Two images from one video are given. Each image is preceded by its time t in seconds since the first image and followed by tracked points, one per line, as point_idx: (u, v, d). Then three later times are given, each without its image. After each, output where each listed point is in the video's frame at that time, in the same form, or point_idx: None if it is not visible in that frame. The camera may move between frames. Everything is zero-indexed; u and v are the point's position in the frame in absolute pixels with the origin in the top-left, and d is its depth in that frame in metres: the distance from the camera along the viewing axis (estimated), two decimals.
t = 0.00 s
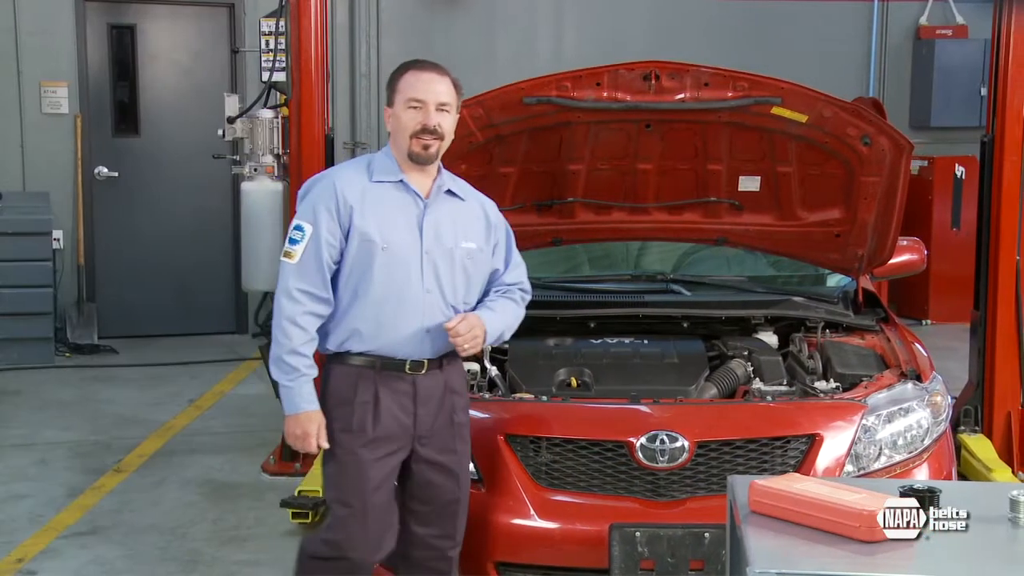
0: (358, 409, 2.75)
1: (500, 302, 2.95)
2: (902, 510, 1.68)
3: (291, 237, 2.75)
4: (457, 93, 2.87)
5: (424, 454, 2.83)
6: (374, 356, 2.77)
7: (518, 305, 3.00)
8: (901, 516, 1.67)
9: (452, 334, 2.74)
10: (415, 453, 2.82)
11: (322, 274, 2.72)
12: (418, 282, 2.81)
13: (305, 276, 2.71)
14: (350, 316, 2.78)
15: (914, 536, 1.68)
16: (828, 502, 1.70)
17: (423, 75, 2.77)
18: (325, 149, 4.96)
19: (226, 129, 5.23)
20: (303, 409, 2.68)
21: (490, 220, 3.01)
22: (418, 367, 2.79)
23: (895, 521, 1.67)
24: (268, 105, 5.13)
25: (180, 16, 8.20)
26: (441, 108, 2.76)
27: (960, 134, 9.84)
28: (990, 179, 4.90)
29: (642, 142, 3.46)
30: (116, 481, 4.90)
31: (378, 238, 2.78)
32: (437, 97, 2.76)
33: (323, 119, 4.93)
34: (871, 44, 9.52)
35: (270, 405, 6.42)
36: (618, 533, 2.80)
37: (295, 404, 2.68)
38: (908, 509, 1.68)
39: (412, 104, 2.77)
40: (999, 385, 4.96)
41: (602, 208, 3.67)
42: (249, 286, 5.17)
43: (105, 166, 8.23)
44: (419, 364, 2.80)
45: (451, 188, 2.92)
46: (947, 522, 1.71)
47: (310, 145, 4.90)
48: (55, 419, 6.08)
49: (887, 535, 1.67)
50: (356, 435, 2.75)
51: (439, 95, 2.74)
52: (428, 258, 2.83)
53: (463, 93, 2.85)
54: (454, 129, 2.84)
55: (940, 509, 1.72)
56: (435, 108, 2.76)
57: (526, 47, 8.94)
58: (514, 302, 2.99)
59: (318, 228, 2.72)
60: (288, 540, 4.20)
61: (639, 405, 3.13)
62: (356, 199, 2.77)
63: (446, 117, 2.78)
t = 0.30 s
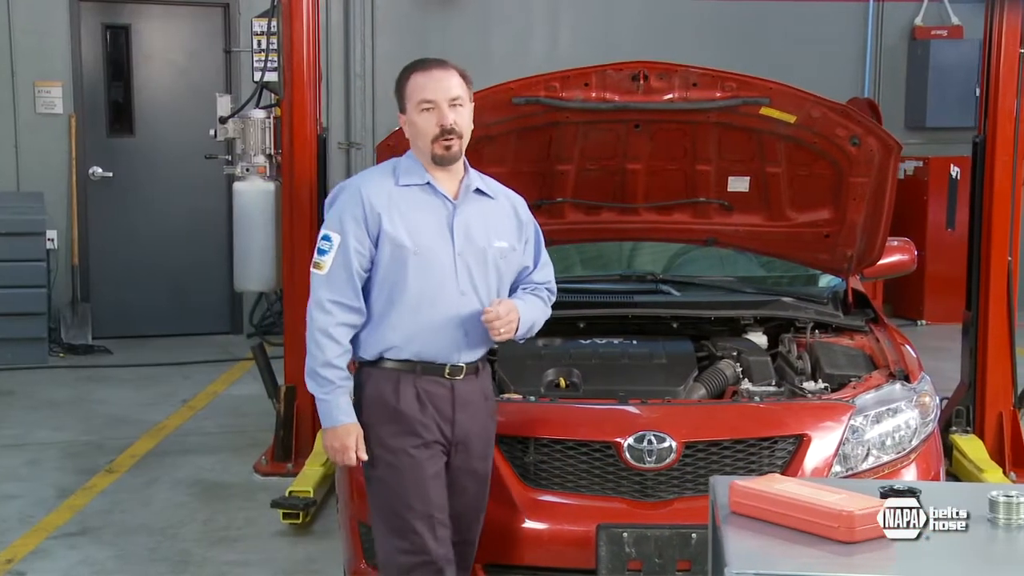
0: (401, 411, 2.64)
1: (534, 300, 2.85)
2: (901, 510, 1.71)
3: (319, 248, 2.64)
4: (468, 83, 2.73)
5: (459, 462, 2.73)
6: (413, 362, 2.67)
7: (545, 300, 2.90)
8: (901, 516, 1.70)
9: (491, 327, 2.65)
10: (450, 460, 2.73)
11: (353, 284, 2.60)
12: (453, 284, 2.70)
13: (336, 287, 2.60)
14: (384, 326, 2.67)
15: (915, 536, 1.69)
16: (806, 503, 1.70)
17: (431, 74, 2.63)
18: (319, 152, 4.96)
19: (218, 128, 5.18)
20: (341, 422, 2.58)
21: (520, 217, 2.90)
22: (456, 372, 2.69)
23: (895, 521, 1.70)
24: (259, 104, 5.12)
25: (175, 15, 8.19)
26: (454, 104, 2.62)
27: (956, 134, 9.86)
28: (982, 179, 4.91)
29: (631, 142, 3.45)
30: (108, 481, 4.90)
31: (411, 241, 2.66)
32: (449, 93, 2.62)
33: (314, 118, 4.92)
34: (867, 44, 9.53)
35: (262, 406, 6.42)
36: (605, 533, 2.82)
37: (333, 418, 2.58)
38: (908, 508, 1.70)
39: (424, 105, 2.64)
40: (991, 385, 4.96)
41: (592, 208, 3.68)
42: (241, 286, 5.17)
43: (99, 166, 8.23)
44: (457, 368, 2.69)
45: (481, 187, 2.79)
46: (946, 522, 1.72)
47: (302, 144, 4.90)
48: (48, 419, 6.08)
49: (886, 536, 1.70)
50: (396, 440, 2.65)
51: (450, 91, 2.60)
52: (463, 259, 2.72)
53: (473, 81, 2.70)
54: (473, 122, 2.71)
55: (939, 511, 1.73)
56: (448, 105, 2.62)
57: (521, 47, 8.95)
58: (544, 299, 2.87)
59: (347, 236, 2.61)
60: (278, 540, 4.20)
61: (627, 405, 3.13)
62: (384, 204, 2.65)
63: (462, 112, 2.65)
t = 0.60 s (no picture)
0: (449, 433, 2.52)
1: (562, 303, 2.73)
2: (897, 514, 1.73)
3: (349, 269, 2.47)
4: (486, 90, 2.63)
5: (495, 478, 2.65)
6: (456, 380, 2.55)
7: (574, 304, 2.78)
8: (901, 516, 1.72)
9: (534, 332, 2.55)
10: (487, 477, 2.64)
11: (390, 306, 2.45)
12: (490, 299, 2.57)
13: (372, 310, 2.44)
14: (418, 347, 2.52)
15: (914, 537, 1.70)
16: (781, 502, 1.70)
17: (449, 79, 2.53)
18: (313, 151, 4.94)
19: (208, 130, 5.14)
20: (365, 453, 2.44)
21: (542, 224, 2.79)
22: (496, 388, 2.58)
23: (895, 521, 1.72)
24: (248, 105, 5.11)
25: (170, 14, 8.18)
26: (474, 109, 2.52)
27: (950, 135, 9.86)
28: (973, 179, 4.90)
29: (619, 142, 3.45)
30: (98, 481, 4.90)
31: (449, 258, 2.51)
32: (468, 98, 2.51)
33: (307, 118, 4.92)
34: (863, 44, 9.53)
35: (255, 406, 6.41)
36: (591, 533, 2.82)
37: (361, 447, 2.43)
38: (908, 508, 1.72)
39: (443, 112, 2.53)
40: (982, 386, 4.96)
41: (580, 209, 3.67)
42: (233, 286, 5.18)
43: (93, 166, 8.22)
44: (498, 383, 2.59)
45: (507, 196, 2.66)
46: (947, 522, 1.72)
47: (293, 143, 4.89)
48: (40, 418, 6.08)
49: (885, 535, 1.72)
50: (442, 463, 2.53)
51: (470, 95, 2.49)
52: (498, 273, 2.59)
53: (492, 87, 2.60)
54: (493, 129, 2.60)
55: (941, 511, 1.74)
56: (468, 110, 2.51)
57: (516, 47, 8.94)
58: (569, 301, 2.75)
59: (383, 256, 2.45)
60: (268, 540, 4.19)
61: (614, 405, 3.12)
62: (417, 221, 2.49)
63: (481, 117, 2.54)
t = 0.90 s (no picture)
0: (484, 441, 2.39)
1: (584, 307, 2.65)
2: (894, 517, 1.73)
3: (392, 276, 2.31)
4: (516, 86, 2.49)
5: (538, 485, 2.49)
6: (494, 384, 2.42)
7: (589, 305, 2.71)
8: (901, 516, 1.72)
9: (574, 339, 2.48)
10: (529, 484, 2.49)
11: (441, 311, 2.30)
12: (529, 298, 2.45)
13: (424, 318, 2.28)
14: (462, 354, 2.40)
15: (914, 536, 1.70)
16: (753, 502, 1.70)
17: (480, 74, 2.38)
18: (301, 150, 4.97)
19: (199, 128, 5.11)
20: (449, 464, 2.27)
21: (563, 219, 2.68)
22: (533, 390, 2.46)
23: (895, 521, 1.72)
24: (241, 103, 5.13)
25: (165, 13, 8.17)
26: (505, 107, 2.37)
27: (944, 134, 9.86)
28: (963, 179, 4.90)
29: (605, 141, 3.45)
30: (87, 481, 4.89)
31: (490, 258, 2.39)
32: (499, 95, 2.37)
33: (295, 118, 4.92)
34: (857, 44, 9.54)
35: (246, 405, 6.40)
36: (575, 534, 2.87)
37: (441, 459, 2.27)
38: (908, 508, 1.72)
39: (471, 108, 2.38)
40: (971, 386, 4.96)
41: (566, 208, 3.66)
42: (223, 286, 5.18)
43: (86, 165, 8.21)
44: (534, 386, 2.47)
45: (534, 192, 2.55)
46: (947, 522, 1.73)
47: (283, 143, 4.89)
48: (31, 418, 6.08)
49: (885, 535, 1.72)
50: (482, 473, 2.39)
51: (502, 92, 2.35)
52: (534, 271, 2.47)
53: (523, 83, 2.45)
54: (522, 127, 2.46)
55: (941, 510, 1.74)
56: (499, 107, 2.37)
57: (509, 47, 8.95)
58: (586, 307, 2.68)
59: (428, 260, 2.30)
60: (256, 540, 4.19)
61: (598, 405, 3.11)
62: (458, 221, 2.35)
63: (511, 116, 2.40)
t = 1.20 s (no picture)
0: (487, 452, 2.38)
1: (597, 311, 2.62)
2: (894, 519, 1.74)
3: (415, 274, 2.26)
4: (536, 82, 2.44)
5: (552, 486, 2.48)
6: (494, 391, 2.40)
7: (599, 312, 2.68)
8: (901, 516, 1.74)
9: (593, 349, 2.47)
10: (540, 487, 2.47)
11: (463, 310, 2.27)
12: (545, 302, 2.42)
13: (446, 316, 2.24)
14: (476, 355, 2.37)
15: (914, 536, 1.71)
16: (721, 502, 1.70)
17: (501, 67, 2.33)
18: (288, 149, 4.95)
19: (187, 127, 5.10)
20: (500, 456, 2.20)
21: (578, 222, 2.64)
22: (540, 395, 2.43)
23: (895, 521, 1.73)
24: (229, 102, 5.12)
25: (157, 12, 8.16)
26: (527, 101, 2.32)
27: (937, 134, 9.87)
28: (951, 178, 4.90)
29: (588, 140, 3.44)
30: (73, 481, 4.89)
31: (507, 258, 2.35)
32: (520, 89, 2.32)
33: (284, 117, 4.92)
34: (850, 44, 9.54)
35: (236, 405, 6.40)
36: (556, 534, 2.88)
37: (492, 453, 2.20)
38: (906, 508, 1.75)
39: (492, 102, 2.33)
40: (959, 385, 4.96)
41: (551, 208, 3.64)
42: (211, 285, 5.17)
43: (78, 165, 8.20)
44: (540, 391, 2.44)
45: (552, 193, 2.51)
46: (947, 522, 1.74)
47: (271, 142, 4.89)
48: (20, 418, 6.07)
49: (885, 535, 1.72)
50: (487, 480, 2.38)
51: (524, 86, 2.30)
52: (551, 274, 2.44)
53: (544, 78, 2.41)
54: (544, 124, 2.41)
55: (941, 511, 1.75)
56: (520, 102, 2.32)
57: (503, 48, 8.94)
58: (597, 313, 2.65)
59: (450, 258, 2.26)
60: (242, 540, 4.19)
61: (581, 404, 3.12)
62: (479, 219, 2.32)
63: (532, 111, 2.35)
